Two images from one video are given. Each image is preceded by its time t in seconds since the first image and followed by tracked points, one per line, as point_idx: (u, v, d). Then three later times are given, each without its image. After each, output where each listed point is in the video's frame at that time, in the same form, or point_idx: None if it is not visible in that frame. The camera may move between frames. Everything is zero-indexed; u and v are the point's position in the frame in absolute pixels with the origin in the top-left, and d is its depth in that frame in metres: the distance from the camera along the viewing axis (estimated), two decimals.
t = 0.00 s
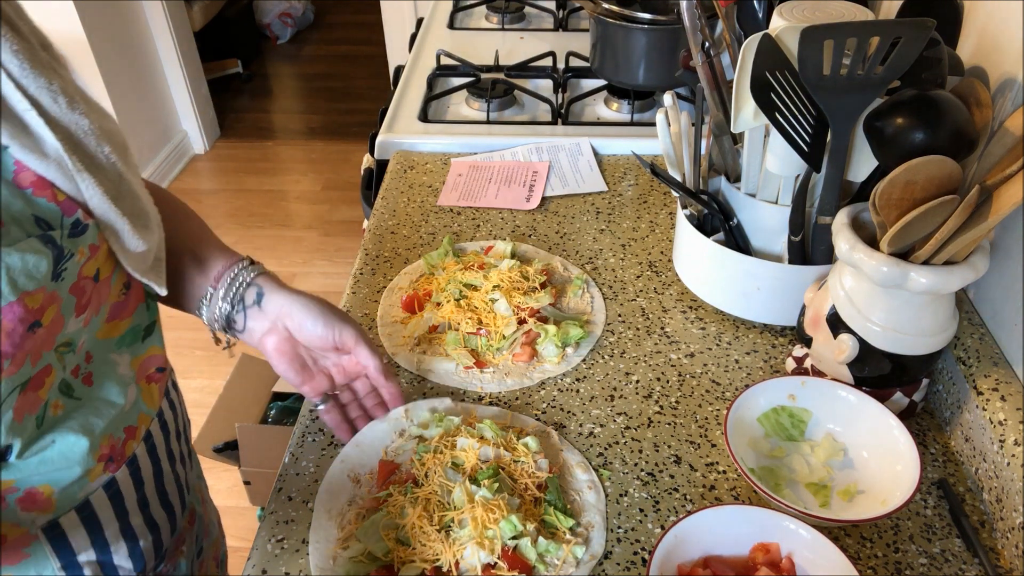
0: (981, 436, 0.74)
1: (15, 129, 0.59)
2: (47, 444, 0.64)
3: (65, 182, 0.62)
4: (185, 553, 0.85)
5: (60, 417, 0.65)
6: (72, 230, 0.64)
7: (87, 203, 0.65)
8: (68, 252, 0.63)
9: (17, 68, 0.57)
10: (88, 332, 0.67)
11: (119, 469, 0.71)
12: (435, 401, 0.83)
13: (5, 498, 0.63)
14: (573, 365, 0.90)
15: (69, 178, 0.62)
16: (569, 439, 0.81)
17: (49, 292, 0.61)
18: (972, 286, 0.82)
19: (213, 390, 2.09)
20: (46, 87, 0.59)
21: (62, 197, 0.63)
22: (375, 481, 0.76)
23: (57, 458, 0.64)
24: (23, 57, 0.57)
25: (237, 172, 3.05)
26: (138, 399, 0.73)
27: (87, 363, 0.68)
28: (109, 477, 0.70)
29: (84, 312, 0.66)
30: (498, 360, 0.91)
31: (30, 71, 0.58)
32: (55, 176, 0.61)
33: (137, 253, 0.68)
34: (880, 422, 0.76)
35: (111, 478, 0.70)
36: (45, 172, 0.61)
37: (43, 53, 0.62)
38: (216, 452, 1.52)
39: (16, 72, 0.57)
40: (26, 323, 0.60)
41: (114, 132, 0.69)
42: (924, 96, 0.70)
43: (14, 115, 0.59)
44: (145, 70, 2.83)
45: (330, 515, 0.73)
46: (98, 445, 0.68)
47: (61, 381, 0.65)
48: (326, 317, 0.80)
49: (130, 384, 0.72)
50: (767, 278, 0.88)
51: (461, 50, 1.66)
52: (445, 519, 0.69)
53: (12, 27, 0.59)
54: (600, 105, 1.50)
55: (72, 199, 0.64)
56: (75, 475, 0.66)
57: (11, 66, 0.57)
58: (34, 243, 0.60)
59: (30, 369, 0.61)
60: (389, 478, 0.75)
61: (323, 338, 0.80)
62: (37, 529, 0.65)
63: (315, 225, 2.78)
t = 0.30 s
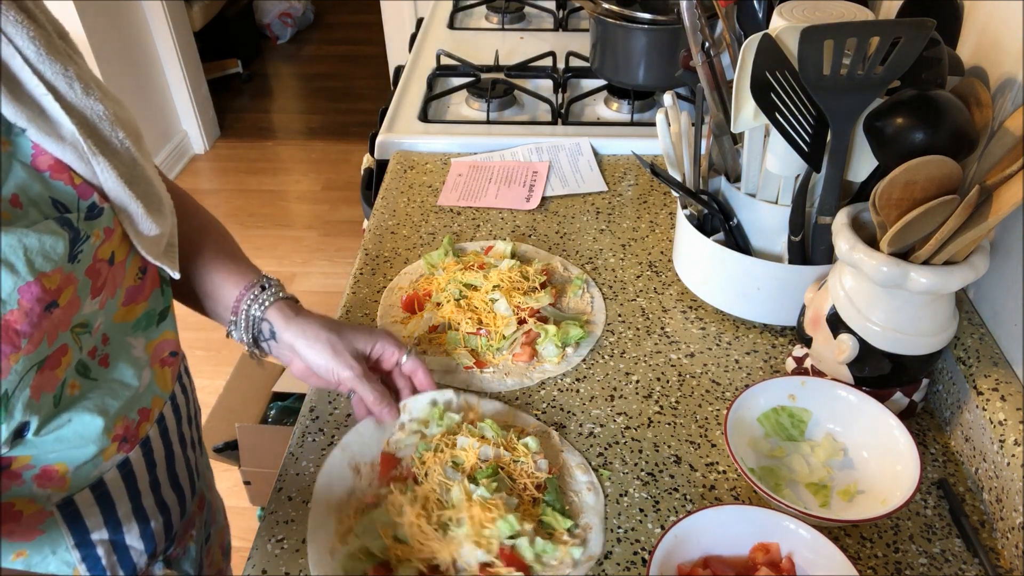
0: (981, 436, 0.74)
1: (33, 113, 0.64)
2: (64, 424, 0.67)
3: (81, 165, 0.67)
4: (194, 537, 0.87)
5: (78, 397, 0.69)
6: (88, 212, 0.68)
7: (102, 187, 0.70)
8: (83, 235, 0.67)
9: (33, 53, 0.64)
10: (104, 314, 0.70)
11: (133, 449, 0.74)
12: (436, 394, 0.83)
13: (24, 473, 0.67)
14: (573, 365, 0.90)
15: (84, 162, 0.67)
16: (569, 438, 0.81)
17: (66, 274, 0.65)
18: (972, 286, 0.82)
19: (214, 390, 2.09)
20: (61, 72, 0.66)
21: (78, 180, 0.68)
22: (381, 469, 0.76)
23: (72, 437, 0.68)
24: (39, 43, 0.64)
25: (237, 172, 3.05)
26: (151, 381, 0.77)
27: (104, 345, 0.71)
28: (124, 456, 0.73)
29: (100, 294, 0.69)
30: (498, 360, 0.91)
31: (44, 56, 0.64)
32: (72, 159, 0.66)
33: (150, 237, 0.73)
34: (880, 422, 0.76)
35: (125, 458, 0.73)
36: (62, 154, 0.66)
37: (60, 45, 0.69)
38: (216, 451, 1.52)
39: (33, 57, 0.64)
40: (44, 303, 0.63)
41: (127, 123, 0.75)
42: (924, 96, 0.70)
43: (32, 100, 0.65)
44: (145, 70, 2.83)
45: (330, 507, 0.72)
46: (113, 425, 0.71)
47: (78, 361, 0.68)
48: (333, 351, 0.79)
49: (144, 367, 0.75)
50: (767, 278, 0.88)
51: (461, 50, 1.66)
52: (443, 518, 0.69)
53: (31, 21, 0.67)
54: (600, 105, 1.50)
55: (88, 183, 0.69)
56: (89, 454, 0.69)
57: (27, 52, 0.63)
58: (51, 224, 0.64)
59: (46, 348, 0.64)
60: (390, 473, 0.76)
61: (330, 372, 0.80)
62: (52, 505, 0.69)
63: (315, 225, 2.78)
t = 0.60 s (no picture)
0: (981, 436, 0.74)
1: (37, 105, 0.67)
2: (73, 411, 0.69)
3: (85, 156, 0.70)
4: (210, 529, 0.91)
5: (86, 386, 0.70)
6: (91, 202, 0.71)
7: (106, 177, 0.72)
8: (87, 222, 0.69)
9: (37, 47, 0.66)
10: (111, 304, 0.73)
11: (144, 438, 0.76)
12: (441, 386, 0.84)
13: (35, 463, 0.68)
14: (573, 365, 0.90)
15: (88, 153, 0.70)
16: (570, 438, 0.81)
17: (69, 261, 0.67)
18: (972, 286, 0.82)
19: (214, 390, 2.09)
20: (65, 65, 0.68)
21: (81, 171, 0.71)
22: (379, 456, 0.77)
23: (82, 425, 0.69)
24: (42, 38, 0.66)
25: (237, 172, 3.05)
26: (162, 372, 0.78)
27: (112, 335, 0.73)
28: (135, 446, 0.75)
29: (106, 284, 0.71)
30: (498, 360, 0.91)
31: (48, 50, 0.67)
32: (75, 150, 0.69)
33: (155, 229, 0.76)
34: (880, 422, 0.76)
35: (137, 448, 0.75)
36: (65, 145, 0.69)
37: (64, 41, 0.72)
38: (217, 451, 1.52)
39: (37, 51, 0.66)
40: (47, 289, 0.65)
41: (131, 116, 0.78)
42: (924, 96, 0.70)
43: (36, 92, 0.67)
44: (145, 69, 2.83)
45: (330, 490, 0.75)
46: (122, 414, 0.72)
47: (87, 349, 0.70)
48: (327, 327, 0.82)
49: (154, 357, 0.77)
50: (767, 278, 0.88)
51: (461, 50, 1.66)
52: (434, 507, 0.69)
53: (34, 15, 0.69)
54: (600, 105, 1.50)
55: (92, 174, 0.72)
56: (100, 443, 0.71)
57: (31, 46, 0.66)
58: (53, 212, 0.66)
59: (51, 335, 0.66)
60: (389, 462, 0.76)
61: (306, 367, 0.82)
62: (64, 493, 0.71)
63: (315, 224, 2.78)
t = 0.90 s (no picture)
0: (981, 436, 0.74)
1: (39, 99, 0.67)
2: (75, 402, 0.69)
3: (87, 149, 0.70)
4: (219, 524, 0.90)
5: (89, 377, 0.71)
6: (93, 193, 0.70)
7: (108, 170, 0.72)
8: (88, 213, 0.69)
9: (38, 41, 0.67)
10: (112, 296, 0.73)
11: (149, 430, 0.76)
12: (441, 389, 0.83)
13: (38, 453, 0.69)
14: (573, 365, 0.90)
15: (89, 146, 0.70)
16: (570, 438, 0.81)
17: (69, 251, 0.67)
18: (972, 286, 0.82)
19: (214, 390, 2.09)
20: (66, 60, 0.69)
21: (83, 163, 0.71)
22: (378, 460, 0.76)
23: (84, 416, 0.70)
24: (44, 32, 0.67)
25: (237, 172, 3.05)
26: (167, 365, 0.78)
27: (114, 328, 0.74)
28: (139, 438, 0.74)
29: (107, 275, 0.71)
30: (498, 360, 0.91)
31: (49, 44, 0.67)
32: (77, 143, 0.69)
33: (158, 223, 0.76)
34: (881, 422, 0.76)
35: (141, 440, 0.75)
36: (67, 138, 0.69)
37: (67, 36, 0.72)
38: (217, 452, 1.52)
39: (38, 45, 0.67)
40: (46, 277, 0.65)
41: (135, 112, 0.78)
42: (924, 96, 0.70)
43: (38, 87, 0.68)
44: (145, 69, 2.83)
45: (330, 491, 0.74)
46: (125, 406, 0.72)
47: (89, 340, 0.70)
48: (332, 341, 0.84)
49: (158, 349, 0.77)
50: (767, 278, 0.88)
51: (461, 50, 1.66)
52: (434, 507, 0.69)
53: (37, 9, 0.69)
54: (600, 106, 1.50)
55: (94, 166, 0.72)
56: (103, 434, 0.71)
57: (33, 40, 0.66)
58: (53, 202, 0.66)
59: (51, 324, 0.66)
60: (389, 462, 0.76)
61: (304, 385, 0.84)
62: (68, 485, 0.71)
63: (315, 224, 2.78)
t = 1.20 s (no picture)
0: (981, 436, 0.74)
1: (40, 100, 0.67)
2: (77, 399, 0.69)
3: (88, 149, 0.70)
4: (219, 522, 0.90)
5: (90, 375, 0.71)
6: (94, 193, 0.71)
7: (109, 170, 0.73)
8: (90, 213, 0.70)
9: (40, 42, 0.67)
10: (114, 294, 0.73)
11: (150, 428, 0.76)
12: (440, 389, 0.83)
13: (39, 450, 0.69)
14: (573, 365, 0.90)
15: (91, 146, 0.70)
16: (569, 438, 0.81)
17: (70, 250, 0.67)
18: (972, 286, 0.82)
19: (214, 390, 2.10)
20: (68, 61, 0.69)
21: (85, 163, 0.71)
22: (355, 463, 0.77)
23: (85, 414, 0.70)
24: (46, 33, 0.67)
25: (236, 172, 3.05)
26: (168, 363, 0.78)
27: (116, 326, 0.73)
28: (140, 436, 0.75)
29: (109, 274, 0.72)
30: (498, 360, 0.91)
31: (52, 46, 0.67)
32: (78, 144, 0.69)
33: (161, 222, 0.76)
34: (881, 422, 0.76)
35: (142, 437, 0.75)
36: (68, 139, 0.69)
37: (69, 36, 0.72)
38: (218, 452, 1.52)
39: (40, 46, 0.67)
40: (48, 277, 0.65)
41: (137, 113, 0.78)
42: (924, 96, 0.70)
43: (40, 87, 0.68)
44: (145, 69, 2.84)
45: (330, 492, 0.74)
46: (126, 404, 0.72)
47: (90, 339, 0.70)
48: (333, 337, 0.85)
49: (160, 347, 0.77)
50: (767, 278, 0.88)
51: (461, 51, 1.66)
52: (434, 507, 0.69)
53: (39, 9, 0.69)
54: (600, 105, 1.50)
55: (95, 166, 0.72)
56: (103, 432, 0.72)
57: (35, 41, 0.66)
58: (54, 201, 0.66)
59: (54, 323, 0.66)
60: (389, 462, 0.76)
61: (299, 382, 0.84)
62: (69, 482, 0.71)
63: (315, 224, 2.78)
